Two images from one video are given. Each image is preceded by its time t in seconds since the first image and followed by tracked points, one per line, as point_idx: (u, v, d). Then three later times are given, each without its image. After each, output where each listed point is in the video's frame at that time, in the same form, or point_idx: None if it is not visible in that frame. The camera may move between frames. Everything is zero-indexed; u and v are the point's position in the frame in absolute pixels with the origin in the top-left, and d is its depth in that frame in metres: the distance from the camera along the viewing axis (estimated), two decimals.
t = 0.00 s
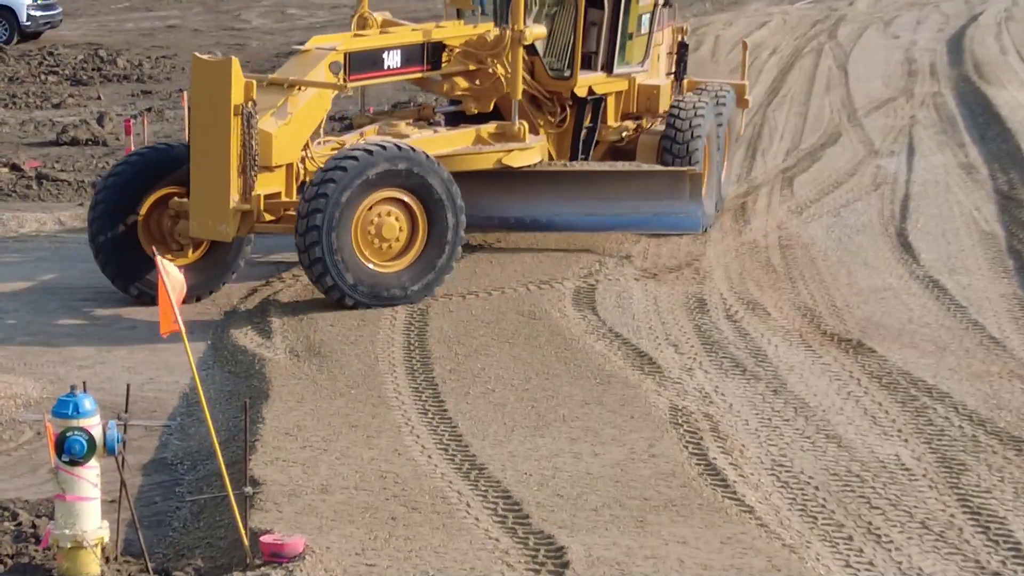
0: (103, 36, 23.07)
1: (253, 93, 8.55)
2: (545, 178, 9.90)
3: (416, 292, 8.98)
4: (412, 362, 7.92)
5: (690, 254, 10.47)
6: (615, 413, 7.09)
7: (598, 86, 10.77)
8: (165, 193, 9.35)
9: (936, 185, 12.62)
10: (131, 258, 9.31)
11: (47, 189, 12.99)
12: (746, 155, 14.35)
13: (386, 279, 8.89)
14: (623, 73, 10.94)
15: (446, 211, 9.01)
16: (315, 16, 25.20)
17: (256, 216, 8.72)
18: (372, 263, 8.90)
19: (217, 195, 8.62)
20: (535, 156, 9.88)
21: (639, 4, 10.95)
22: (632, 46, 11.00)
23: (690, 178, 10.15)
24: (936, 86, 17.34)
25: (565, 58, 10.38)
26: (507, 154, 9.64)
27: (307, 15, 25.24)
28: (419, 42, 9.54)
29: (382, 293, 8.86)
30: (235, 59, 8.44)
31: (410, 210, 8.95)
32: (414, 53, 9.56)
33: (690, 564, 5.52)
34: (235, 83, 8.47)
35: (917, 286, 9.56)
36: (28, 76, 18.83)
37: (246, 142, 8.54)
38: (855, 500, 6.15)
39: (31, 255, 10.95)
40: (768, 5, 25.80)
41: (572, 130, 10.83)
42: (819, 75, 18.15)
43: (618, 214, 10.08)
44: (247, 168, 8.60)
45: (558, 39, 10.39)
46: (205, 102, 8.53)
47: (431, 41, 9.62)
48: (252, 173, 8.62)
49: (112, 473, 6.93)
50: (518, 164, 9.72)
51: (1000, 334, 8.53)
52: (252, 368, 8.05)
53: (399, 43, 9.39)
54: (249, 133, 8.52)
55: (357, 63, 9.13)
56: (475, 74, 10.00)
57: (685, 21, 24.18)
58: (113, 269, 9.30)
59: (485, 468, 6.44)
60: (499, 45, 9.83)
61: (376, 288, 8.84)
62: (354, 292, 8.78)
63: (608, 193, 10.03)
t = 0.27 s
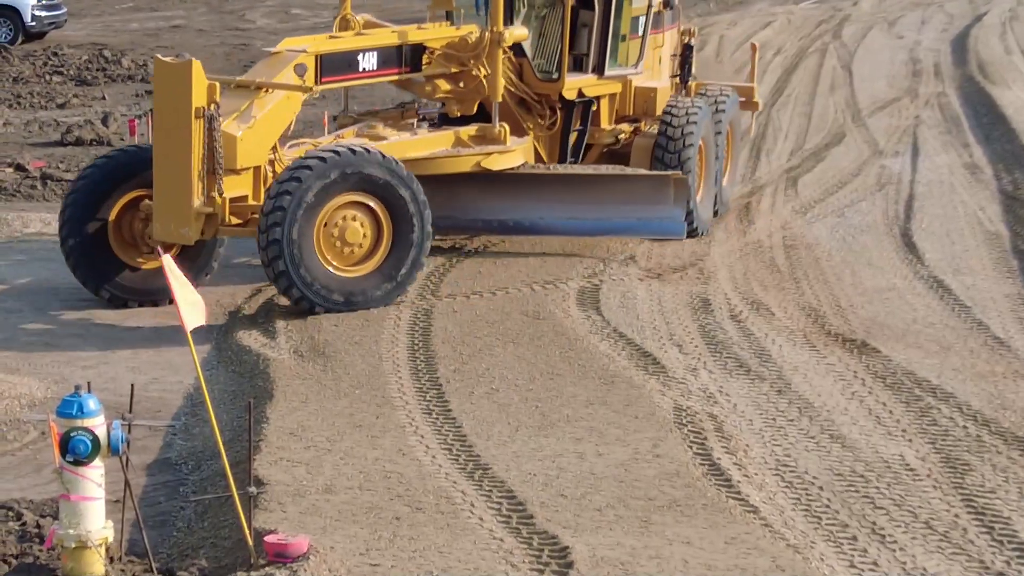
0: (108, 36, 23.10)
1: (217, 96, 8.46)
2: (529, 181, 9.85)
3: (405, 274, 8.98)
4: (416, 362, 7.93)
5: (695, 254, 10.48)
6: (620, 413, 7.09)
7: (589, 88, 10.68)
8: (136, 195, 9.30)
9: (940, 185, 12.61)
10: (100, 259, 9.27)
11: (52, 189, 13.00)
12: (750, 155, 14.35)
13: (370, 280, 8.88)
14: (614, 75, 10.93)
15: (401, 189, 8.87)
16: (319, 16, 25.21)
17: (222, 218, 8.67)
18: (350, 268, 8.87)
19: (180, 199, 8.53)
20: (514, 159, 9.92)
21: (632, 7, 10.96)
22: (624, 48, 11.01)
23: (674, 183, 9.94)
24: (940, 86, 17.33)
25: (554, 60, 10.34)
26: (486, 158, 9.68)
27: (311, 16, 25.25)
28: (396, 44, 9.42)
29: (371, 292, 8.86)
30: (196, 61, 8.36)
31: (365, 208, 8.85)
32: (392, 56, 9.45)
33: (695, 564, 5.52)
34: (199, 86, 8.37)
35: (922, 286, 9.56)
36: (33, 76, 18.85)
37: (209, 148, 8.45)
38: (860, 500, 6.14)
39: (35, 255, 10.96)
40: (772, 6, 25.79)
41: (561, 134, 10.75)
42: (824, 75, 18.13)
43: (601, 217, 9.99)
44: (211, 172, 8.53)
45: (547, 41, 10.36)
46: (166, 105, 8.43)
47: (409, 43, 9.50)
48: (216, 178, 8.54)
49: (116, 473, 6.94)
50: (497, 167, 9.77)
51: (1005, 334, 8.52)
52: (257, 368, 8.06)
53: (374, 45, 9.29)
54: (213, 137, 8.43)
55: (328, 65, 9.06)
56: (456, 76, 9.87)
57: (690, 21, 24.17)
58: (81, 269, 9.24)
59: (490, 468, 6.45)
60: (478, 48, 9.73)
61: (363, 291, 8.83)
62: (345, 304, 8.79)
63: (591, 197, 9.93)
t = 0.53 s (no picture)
0: (112, 38, 23.13)
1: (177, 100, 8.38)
2: (513, 184, 9.77)
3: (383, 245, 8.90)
4: (420, 363, 7.93)
5: (699, 255, 10.47)
6: (623, 415, 7.09)
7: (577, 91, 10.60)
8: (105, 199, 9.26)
9: (944, 186, 12.60)
10: (68, 263, 9.22)
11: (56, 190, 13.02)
12: (754, 156, 14.34)
13: (354, 267, 8.83)
14: (605, 79, 10.88)
15: (337, 176, 8.65)
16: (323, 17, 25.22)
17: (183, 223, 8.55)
18: (329, 262, 8.80)
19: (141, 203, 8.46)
20: (493, 163, 9.83)
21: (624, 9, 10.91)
22: (615, 51, 10.96)
23: (655, 189, 9.73)
24: (944, 87, 17.32)
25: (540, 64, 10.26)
26: (463, 162, 9.62)
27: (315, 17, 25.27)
28: (371, 48, 9.36)
29: (361, 277, 8.83)
30: (153, 65, 8.28)
31: (314, 208, 8.68)
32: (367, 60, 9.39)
33: (698, 565, 5.52)
34: (156, 90, 8.30)
35: (926, 287, 9.55)
36: (37, 77, 18.88)
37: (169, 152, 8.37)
38: (864, 501, 6.14)
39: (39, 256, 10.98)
40: (776, 7, 25.78)
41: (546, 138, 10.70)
42: (828, 76, 18.12)
43: (582, 224, 9.84)
44: (172, 176, 8.44)
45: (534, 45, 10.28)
46: (126, 110, 8.37)
47: (383, 47, 9.42)
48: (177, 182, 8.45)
49: (120, 474, 6.95)
50: (474, 172, 9.71)
51: (1009, 335, 8.51)
52: (260, 369, 8.06)
53: (347, 48, 9.23)
54: (172, 141, 8.35)
55: (298, 68, 9.01)
56: (435, 81, 9.76)
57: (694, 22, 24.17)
58: (49, 273, 9.20)
59: (493, 469, 6.45)
60: (453, 51, 9.64)
61: (353, 279, 8.81)
62: (343, 300, 8.78)
63: (572, 202, 9.79)
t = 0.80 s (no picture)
0: (116, 39, 23.15)
1: (137, 106, 8.22)
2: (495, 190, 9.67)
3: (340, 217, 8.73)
4: (425, 365, 7.93)
5: (704, 256, 10.48)
6: (628, 416, 7.09)
7: (562, 96, 10.44)
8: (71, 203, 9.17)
9: (949, 187, 12.59)
10: (37, 267, 9.14)
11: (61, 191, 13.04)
12: (758, 158, 14.32)
13: (322, 251, 8.71)
14: (594, 83, 10.71)
15: (259, 188, 8.40)
16: (326, 19, 25.24)
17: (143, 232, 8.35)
18: (298, 254, 8.69)
19: (100, 210, 8.26)
20: (470, 169, 9.63)
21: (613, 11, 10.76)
22: (605, 55, 10.79)
23: (634, 196, 9.67)
24: (949, 88, 17.31)
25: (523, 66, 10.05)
26: (437, 169, 9.40)
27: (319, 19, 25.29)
28: (346, 54, 9.25)
29: (334, 256, 8.71)
30: (112, 71, 8.11)
31: (256, 224, 8.50)
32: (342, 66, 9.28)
33: (704, 567, 5.52)
34: (115, 97, 8.13)
35: (931, 289, 9.54)
36: (42, 79, 18.89)
37: (128, 158, 8.19)
38: (869, 503, 6.14)
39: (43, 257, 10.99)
40: (780, 8, 25.78)
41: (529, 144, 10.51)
42: (831, 77, 18.12)
43: (560, 231, 9.76)
44: (132, 184, 8.25)
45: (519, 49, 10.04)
46: (84, 115, 8.19)
47: (355, 52, 9.29)
48: (138, 189, 8.26)
49: (125, 476, 6.95)
50: (449, 179, 9.48)
51: (1014, 337, 8.50)
52: (265, 371, 8.06)
53: (319, 54, 9.10)
54: (132, 147, 8.16)
55: (266, 74, 8.86)
56: (414, 85, 9.61)
57: (698, 23, 24.17)
58: (17, 277, 9.13)
59: (498, 471, 6.45)
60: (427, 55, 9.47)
61: (327, 261, 8.71)
62: (332, 283, 8.75)
63: (547, 207, 9.71)
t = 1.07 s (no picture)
0: (121, 41, 23.19)
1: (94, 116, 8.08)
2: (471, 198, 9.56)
3: (275, 201, 8.53)
4: (429, 366, 7.93)
5: (708, 258, 10.48)
6: (632, 418, 7.09)
7: (547, 101, 10.32)
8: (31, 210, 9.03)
9: (953, 189, 12.57)
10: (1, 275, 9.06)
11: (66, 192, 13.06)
12: (762, 160, 14.30)
13: (272, 242, 8.54)
14: (581, 87, 10.58)
15: (184, 225, 8.19)
16: (331, 20, 25.27)
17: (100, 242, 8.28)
18: (252, 254, 8.54)
19: (55, 221, 8.10)
20: (444, 177, 9.54)
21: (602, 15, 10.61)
22: (593, 60, 10.65)
23: (612, 204, 9.48)
24: (953, 90, 17.30)
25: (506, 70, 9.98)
26: (405, 176, 9.33)
27: (324, 20, 25.32)
28: (315, 61, 9.09)
29: (287, 237, 8.55)
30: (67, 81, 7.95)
31: (201, 254, 8.37)
32: (313, 73, 9.12)
33: (708, 568, 5.52)
34: (70, 107, 7.98)
35: (935, 290, 9.54)
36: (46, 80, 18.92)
37: (84, 168, 8.04)
38: (872, 504, 6.13)
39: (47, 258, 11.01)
40: (785, 9, 25.79)
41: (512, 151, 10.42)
42: (836, 79, 18.11)
43: (538, 242, 9.62)
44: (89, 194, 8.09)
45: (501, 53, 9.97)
46: (38, 126, 8.02)
47: (325, 59, 9.14)
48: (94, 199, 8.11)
49: (129, 477, 6.96)
50: (418, 187, 9.39)
51: (1018, 339, 8.49)
52: (269, 373, 8.07)
53: (289, 61, 8.96)
54: (89, 157, 8.02)
55: (231, 82, 8.72)
56: (392, 92, 9.51)
57: (702, 25, 24.17)
58: None
59: (502, 472, 6.45)
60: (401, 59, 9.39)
61: (282, 246, 8.55)
62: (299, 264, 8.62)
63: (520, 216, 9.59)
